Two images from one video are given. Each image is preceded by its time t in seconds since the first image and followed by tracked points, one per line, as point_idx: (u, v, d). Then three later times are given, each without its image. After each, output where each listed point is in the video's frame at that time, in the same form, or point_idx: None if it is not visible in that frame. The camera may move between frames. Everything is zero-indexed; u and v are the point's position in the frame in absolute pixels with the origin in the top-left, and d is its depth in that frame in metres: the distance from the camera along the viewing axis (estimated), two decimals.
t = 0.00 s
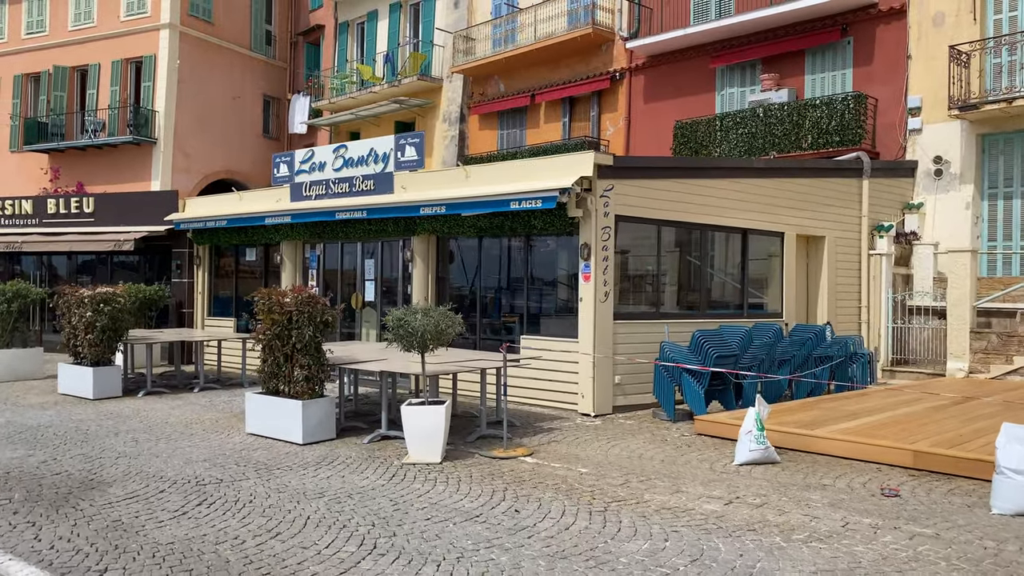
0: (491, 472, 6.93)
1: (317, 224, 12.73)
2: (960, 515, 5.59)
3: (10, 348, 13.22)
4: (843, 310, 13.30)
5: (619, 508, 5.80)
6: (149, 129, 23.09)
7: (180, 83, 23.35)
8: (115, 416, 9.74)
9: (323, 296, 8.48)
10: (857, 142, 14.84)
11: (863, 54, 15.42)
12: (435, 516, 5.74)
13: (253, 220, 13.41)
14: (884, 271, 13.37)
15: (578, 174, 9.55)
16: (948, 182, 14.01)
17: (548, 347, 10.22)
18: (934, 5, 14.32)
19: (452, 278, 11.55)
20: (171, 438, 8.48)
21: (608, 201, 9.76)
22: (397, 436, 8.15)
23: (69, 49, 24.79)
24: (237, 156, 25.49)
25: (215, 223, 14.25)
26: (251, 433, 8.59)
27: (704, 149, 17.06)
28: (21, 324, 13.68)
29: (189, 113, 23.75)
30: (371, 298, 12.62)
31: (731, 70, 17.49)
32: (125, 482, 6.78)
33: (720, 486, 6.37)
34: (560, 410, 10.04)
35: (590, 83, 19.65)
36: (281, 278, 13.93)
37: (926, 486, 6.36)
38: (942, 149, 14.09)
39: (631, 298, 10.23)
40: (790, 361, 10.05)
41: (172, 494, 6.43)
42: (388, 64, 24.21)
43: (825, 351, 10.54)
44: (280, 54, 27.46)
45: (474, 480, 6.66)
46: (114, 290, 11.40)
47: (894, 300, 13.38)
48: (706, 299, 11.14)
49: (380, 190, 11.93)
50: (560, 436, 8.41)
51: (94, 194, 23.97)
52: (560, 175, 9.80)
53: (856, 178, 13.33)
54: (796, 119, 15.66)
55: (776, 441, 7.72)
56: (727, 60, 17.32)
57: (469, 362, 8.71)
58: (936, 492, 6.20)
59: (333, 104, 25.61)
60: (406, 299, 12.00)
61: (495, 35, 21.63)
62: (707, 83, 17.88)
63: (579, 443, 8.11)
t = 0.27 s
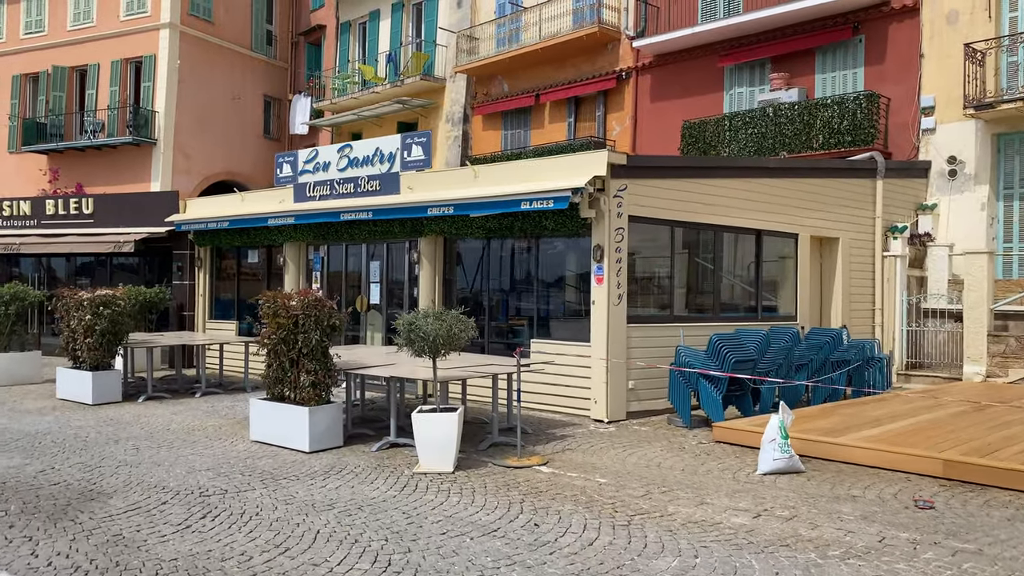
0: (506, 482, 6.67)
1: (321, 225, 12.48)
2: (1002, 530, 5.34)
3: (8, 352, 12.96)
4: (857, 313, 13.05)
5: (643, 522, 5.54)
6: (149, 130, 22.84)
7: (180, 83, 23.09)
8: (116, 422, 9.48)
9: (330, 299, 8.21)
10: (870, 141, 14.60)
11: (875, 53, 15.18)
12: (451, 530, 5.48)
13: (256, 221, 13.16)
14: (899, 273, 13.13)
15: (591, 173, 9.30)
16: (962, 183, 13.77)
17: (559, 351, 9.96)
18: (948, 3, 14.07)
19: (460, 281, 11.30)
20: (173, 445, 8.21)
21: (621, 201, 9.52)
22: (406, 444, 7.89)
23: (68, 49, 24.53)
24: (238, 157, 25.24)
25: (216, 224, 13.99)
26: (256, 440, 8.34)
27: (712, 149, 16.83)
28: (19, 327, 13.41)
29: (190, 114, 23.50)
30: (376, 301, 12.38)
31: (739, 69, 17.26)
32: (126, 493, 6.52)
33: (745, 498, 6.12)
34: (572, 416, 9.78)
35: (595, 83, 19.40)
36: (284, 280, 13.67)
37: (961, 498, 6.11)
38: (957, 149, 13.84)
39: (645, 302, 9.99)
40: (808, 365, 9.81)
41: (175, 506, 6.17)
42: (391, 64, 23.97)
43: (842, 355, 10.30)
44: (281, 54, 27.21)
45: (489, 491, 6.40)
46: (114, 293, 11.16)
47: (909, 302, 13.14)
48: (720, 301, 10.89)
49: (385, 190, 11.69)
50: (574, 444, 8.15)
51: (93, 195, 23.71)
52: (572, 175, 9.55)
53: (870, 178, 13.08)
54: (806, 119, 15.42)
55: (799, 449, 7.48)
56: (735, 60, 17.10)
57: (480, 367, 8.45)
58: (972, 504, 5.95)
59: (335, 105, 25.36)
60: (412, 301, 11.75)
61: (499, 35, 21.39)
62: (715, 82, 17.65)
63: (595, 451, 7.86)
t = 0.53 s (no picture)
0: (516, 488, 6.39)
1: (321, 223, 12.19)
2: None
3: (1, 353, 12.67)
4: (869, 312, 12.79)
5: (663, 530, 5.27)
6: (146, 128, 22.55)
7: (177, 81, 22.80)
8: (110, 425, 9.19)
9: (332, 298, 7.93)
10: (880, 138, 14.36)
11: (885, 49, 14.94)
12: (461, 539, 5.20)
13: (255, 218, 12.88)
14: (911, 272, 12.87)
15: (600, 169, 9.02)
16: (974, 180, 13.50)
17: (566, 352, 9.68)
18: None
19: (463, 280, 11.02)
20: (169, 449, 7.92)
21: (631, 197, 9.24)
22: (411, 447, 7.61)
23: (64, 47, 24.23)
24: (236, 156, 24.95)
25: (214, 223, 13.71)
26: (255, 444, 8.06)
27: (718, 147, 16.59)
28: (12, 327, 13.12)
29: (187, 112, 23.20)
30: (377, 301, 12.09)
31: (746, 66, 17.02)
32: (119, 500, 6.23)
33: (768, 504, 5.85)
34: (580, 419, 9.51)
35: (599, 81, 19.13)
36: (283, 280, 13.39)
37: (992, 504, 5.83)
38: (968, 146, 13.59)
39: (655, 301, 9.73)
40: (822, 366, 9.55)
41: (171, 514, 5.88)
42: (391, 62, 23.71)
43: (857, 355, 10.04)
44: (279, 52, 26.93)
45: (499, 498, 6.12)
46: (109, 292, 10.88)
47: (922, 302, 12.88)
48: (731, 300, 10.62)
49: (387, 187, 11.41)
50: (584, 448, 7.87)
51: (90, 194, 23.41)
52: (580, 170, 9.28)
53: (881, 175, 12.82)
54: (815, 116, 15.18)
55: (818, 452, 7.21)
56: (741, 56, 16.88)
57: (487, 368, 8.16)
58: (1004, 511, 5.68)
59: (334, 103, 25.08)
60: (414, 301, 11.47)
61: (500, 32, 21.13)
62: (720, 79, 17.41)
63: (606, 455, 7.58)
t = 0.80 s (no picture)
0: (527, 500, 6.11)
1: (321, 223, 11.90)
2: None
3: None
4: (880, 315, 12.55)
5: (686, 546, 4.99)
6: (142, 128, 22.23)
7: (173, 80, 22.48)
8: (103, 431, 8.88)
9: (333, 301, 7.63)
10: (890, 137, 14.14)
11: (893, 46, 14.69)
12: (473, 556, 4.91)
13: (253, 218, 12.58)
14: (922, 273, 12.62)
15: (610, 167, 8.74)
16: (986, 179, 13.20)
17: (574, 356, 9.40)
18: None
19: (467, 281, 10.73)
20: (164, 457, 7.62)
21: (641, 196, 8.96)
22: (416, 455, 7.33)
23: (59, 45, 23.91)
24: (233, 156, 24.64)
25: (211, 223, 13.41)
26: (254, 451, 7.76)
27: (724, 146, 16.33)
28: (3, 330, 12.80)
29: (183, 111, 22.88)
30: (378, 303, 11.81)
31: (751, 64, 16.76)
32: (111, 513, 5.93)
33: (793, 517, 5.57)
34: (588, 425, 9.23)
35: (601, 79, 18.86)
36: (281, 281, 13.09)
37: None
38: (979, 145, 13.31)
39: (665, 303, 9.45)
40: (837, 370, 9.29)
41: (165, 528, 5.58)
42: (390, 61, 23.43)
43: (872, 359, 9.78)
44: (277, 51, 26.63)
45: (510, 511, 5.83)
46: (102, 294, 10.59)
47: (933, 304, 12.64)
48: (742, 302, 10.36)
49: (388, 186, 11.14)
50: (595, 456, 7.59)
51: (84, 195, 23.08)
52: (589, 168, 9.00)
53: (892, 174, 12.57)
54: (823, 114, 14.94)
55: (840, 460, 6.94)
56: (746, 54, 16.63)
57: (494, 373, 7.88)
58: None
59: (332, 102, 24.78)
60: (416, 303, 11.19)
61: (501, 30, 20.87)
62: (725, 78, 17.17)
63: (619, 463, 7.30)
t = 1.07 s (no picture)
0: (541, 511, 5.83)
1: (320, 222, 11.61)
2: None
3: None
4: (891, 316, 12.31)
5: (712, 562, 4.72)
6: (136, 126, 21.89)
7: (168, 78, 22.16)
8: (96, 437, 8.58)
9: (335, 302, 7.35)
10: (899, 135, 13.89)
11: (902, 43, 14.45)
12: (487, 573, 4.63)
13: (250, 217, 12.29)
14: (933, 274, 12.39)
15: (620, 163, 8.48)
16: (997, 178, 12.98)
17: (582, 358, 9.12)
18: None
19: (471, 281, 10.45)
20: (158, 465, 7.31)
21: (652, 193, 8.69)
22: (421, 463, 7.04)
23: (52, 43, 23.56)
24: (229, 155, 24.32)
25: (207, 222, 13.11)
26: (252, 458, 7.47)
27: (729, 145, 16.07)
28: None
29: (179, 109, 22.55)
30: (379, 303, 11.52)
31: (756, 62, 16.50)
32: (103, 525, 5.62)
33: (821, 530, 5.30)
34: (597, 429, 8.96)
35: (603, 77, 18.61)
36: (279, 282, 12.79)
37: None
38: (990, 143, 13.10)
39: (675, 305, 9.17)
40: (853, 374, 9.02)
41: (160, 542, 5.28)
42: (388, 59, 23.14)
43: (887, 361, 9.52)
44: (274, 49, 26.33)
45: (523, 522, 5.56)
46: (95, 295, 10.28)
47: (945, 305, 12.41)
48: (752, 303, 10.10)
49: (389, 184, 10.86)
50: (607, 463, 7.32)
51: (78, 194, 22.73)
52: (598, 165, 8.74)
53: (903, 172, 12.33)
54: (830, 112, 14.70)
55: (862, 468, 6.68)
56: (752, 51, 16.37)
57: (501, 377, 7.60)
58: None
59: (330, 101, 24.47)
60: (419, 303, 10.90)
61: (501, 28, 20.60)
62: (729, 76, 16.93)
63: (632, 471, 7.03)
